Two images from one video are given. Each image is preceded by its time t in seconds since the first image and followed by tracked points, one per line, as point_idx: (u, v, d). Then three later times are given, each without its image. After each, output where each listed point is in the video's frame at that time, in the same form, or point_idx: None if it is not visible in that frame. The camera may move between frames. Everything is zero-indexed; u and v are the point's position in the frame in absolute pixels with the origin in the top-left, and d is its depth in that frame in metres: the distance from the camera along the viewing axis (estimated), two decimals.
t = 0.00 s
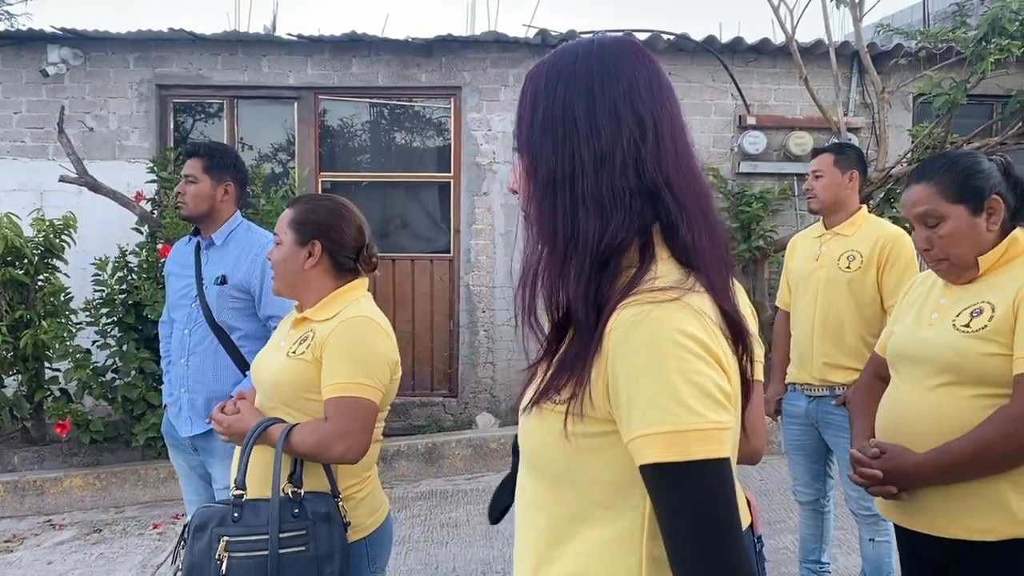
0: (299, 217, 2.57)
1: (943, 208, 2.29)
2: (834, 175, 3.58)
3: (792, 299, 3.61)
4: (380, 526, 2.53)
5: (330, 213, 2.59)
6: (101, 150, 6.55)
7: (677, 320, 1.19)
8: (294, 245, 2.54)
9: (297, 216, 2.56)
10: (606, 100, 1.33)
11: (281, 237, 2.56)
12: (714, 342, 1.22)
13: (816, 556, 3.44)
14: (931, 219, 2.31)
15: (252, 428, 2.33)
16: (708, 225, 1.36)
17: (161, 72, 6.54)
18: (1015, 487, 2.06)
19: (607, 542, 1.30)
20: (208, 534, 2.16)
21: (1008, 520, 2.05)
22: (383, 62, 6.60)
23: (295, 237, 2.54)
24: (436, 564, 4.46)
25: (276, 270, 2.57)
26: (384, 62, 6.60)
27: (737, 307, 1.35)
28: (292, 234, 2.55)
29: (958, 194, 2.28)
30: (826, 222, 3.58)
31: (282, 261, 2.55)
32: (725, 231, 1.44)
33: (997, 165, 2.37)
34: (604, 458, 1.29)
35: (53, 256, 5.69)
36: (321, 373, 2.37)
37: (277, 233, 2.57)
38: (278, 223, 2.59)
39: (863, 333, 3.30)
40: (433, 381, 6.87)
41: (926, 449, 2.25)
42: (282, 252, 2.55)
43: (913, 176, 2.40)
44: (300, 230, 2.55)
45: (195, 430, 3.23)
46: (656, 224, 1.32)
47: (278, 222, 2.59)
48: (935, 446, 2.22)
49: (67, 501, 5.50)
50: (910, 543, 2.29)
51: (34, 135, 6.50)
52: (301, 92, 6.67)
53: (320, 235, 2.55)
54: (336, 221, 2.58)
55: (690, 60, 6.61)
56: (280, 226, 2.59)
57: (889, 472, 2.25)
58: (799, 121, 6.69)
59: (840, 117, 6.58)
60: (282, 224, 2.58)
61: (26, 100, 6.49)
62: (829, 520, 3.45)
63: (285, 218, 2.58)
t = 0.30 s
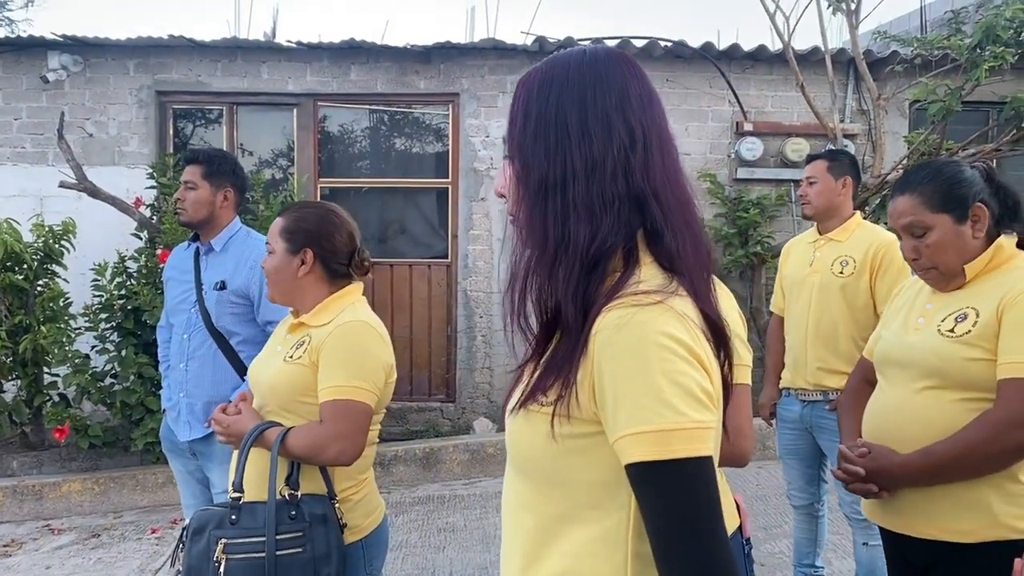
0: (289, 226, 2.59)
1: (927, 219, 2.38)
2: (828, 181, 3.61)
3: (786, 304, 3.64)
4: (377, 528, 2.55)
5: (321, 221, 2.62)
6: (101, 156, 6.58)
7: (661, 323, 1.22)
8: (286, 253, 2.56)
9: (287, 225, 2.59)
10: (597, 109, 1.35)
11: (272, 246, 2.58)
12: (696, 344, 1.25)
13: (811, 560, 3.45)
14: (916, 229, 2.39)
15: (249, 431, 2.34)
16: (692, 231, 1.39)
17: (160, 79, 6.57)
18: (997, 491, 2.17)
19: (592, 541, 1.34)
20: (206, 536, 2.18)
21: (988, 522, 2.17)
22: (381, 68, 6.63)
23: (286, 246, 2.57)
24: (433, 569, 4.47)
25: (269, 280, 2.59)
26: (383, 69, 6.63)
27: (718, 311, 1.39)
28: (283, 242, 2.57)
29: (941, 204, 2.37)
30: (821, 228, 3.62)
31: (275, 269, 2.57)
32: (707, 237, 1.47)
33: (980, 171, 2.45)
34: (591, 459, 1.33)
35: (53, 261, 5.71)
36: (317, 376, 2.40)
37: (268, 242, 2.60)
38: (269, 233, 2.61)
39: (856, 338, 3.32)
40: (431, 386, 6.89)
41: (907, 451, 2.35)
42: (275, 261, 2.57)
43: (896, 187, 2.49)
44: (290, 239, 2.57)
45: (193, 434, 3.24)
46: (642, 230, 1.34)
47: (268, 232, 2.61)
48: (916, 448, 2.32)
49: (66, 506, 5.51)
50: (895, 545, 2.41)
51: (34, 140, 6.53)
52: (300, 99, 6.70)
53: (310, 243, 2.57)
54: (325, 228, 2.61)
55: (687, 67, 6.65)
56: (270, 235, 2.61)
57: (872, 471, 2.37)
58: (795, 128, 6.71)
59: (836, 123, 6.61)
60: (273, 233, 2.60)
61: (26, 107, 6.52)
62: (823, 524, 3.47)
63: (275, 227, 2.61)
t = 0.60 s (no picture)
0: (276, 229, 2.59)
1: (914, 222, 2.38)
2: (817, 186, 3.63)
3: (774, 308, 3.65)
4: (366, 530, 2.54)
5: (310, 224, 2.62)
6: (93, 159, 6.57)
7: (636, 327, 1.24)
8: (273, 255, 2.57)
9: (275, 228, 2.59)
10: (575, 113, 1.36)
11: (259, 248, 2.59)
12: (671, 349, 1.27)
13: (799, 564, 3.46)
14: (903, 233, 2.39)
15: (236, 437, 2.33)
16: (669, 236, 1.40)
17: (152, 82, 6.57)
18: (979, 495, 2.18)
19: (568, 543, 1.35)
20: (194, 542, 2.18)
21: (971, 526, 2.18)
22: (374, 72, 6.63)
23: (273, 248, 2.57)
24: (423, 573, 4.47)
25: (256, 281, 2.60)
26: (375, 73, 6.64)
27: (694, 314, 1.40)
28: (271, 244, 2.57)
29: (928, 209, 2.37)
30: (809, 232, 3.62)
31: (261, 271, 2.57)
32: (685, 241, 1.48)
33: (966, 175, 2.46)
34: (568, 463, 1.35)
35: (44, 265, 5.70)
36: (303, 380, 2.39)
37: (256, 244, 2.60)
38: (257, 234, 2.61)
39: (844, 343, 3.33)
40: (423, 391, 6.88)
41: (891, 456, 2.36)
42: (261, 262, 2.57)
43: (882, 193, 2.49)
44: (278, 241, 2.57)
45: (183, 438, 3.24)
46: (619, 234, 1.35)
47: (256, 232, 2.61)
48: (898, 453, 2.33)
49: (55, 510, 5.49)
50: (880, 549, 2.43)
51: (26, 144, 6.53)
52: (292, 102, 6.70)
53: (297, 246, 2.57)
54: (313, 232, 2.61)
55: (679, 72, 6.67)
56: (258, 236, 2.61)
57: (856, 478, 2.38)
58: (787, 132, 6.73)
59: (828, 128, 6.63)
60: (261, 235, 2.60)
61: (17, 109, 6.51)
62: (811, 529, 3.47)
63: (263, 228, 2.61)
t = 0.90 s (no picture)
0: (247, 235, 2.61)
1: (893, 213, 2.46)
2: (794, 190, 3.67)
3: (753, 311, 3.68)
4: (341, 533, 2.55)
5: (279, 229, 2.64)
6: (78, 161, 6.55)
7: (598, 328, 1.26)
8: (245, 262, 2.58)
9: (245, 235, 2.60)
10: (540, 117, 1.37)
11: (230, 257, 2.60)
12: (634, 349, 1.29)
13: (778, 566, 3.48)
14: (881, 222, 2.48)
15: (218, 437, 2.34)
16: (633, 237, 1.42)
17: (138, 84, 6.56)
18: (949, 496, 2.22)
19: (534, 541, 1.37)
20: (169, 538, 2.20)
21: (940, 527, 2.21)
22: (360, 75, 6.65)
23: (245, 255, 2.58)
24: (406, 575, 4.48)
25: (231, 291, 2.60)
26: (362, 76, 6.65)
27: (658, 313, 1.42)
28: (242, 252, 2.59)
29: (910, 201, 2.44)
30: (787, 236, 3.66)
31: (237, 280, 2.58)
32: (649, 242, 1.50)
33: (951, 180, 2.53)
34: (534, 461, 1.37)
35: (27, 266, 5.68)
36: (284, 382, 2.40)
37: (227, 252, 2.61)
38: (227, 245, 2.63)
39: (822, 346, 3.36)
40: (409, 393, 6.88)
41: (864, 459, 2.38)
42: (235, 271, 2.59)
43: (868, 182, 2.57)
44: (249, 248, 2.59)
45: (162, 439, 3.24)
46: (584, 236, 1.38)
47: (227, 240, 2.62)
48: (871, 457, 2.36)
49: (37, 513, 5.48)
50: (853, 550, 2.44)
51: (11, 146, 6.51)
52: (278, 104, 6.70)
53: (269, 250, 2.59)
54: (284, 235, 2.63)
55: (664, 77, 6.71)
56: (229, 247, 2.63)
57: (830, 482, 2.40)
58: (771, 137, 6.77)
59: (811, 133, 6.67)
60: (231, 245, 2.62)
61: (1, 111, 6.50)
62: (790, 530, 3.50)
63: (233, 237, 2.62)
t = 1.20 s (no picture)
0: (231, 231, 2.62)
1: (874, 197, 2.53)
2: (769, 193, 3.72)
3: (730, 312, 3.72)
4: (320, 529, 2.56)
5: (263, 227, 2.65)
6: (60, 161, 6.54)
7: (560, 327, 1.28)
8: (229, 257, 2.59)
9: (229, 231, 2.61)
10: (511, 119, 1.40)
11: (212, 251, 2.60)
12: (596, 348, 1.32)
13: (755, 564, 3.50)
14: (863, 203, 2.55)
15: (191, 441, 2.36)
16: (599, 239, 1.45)
17: (122, 84, 6.55)
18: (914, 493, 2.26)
19: (500, 534, 1.40)
20: (149, 545, 2.18)
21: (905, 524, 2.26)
22: (344, 76, 6.66)
23: (229, 250, 2.59)
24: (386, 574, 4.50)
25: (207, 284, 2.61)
26: (345, 77, 6.67)
27: (622, 313, 1.46)
28: (227, 246, 2.60)
29: (893, 191, 2.51)
30: (763, 238, 3.71)
31: (220, 273, 2.59)
32: (613, 245, 1.54)
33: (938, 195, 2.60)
34: (498, 457, 1.38)
35: (8, 267, 5.67)
36: (257, 382, 2.42)
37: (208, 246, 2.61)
38: (209, 238, 2.63)
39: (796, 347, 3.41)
40: (393, 394, 6.89)
41: (834, 458, 2.42)
42: (218, 265, 2.59)
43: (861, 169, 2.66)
44: (233, 243, 2.60)
45: (140, 439, 3.25)
46: (551, 237, 1.40)
47: (210, 234, 2.62)
48: (839, 456, 2.39)
49: (18, 514, 5.47)
50: (823, 549, 2.47)
51: None
52: (262, 105, 6.70)
53: (254, 247, 2.61)
54: (268, 233, 2.65)
55: (647, 80, 6.76)
56: (210, 240, 2.63)
57: (801, 482, 2.44)
58: (752, 140, 6.82)
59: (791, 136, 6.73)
60: (214, 238, 2.62)
61: None
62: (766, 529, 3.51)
63: (217, 231, 2.62)
